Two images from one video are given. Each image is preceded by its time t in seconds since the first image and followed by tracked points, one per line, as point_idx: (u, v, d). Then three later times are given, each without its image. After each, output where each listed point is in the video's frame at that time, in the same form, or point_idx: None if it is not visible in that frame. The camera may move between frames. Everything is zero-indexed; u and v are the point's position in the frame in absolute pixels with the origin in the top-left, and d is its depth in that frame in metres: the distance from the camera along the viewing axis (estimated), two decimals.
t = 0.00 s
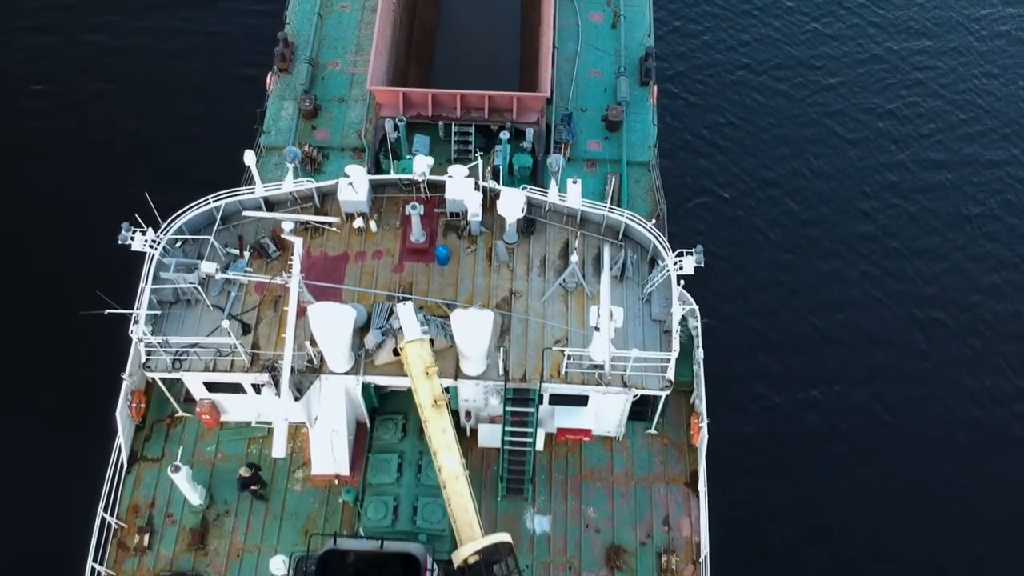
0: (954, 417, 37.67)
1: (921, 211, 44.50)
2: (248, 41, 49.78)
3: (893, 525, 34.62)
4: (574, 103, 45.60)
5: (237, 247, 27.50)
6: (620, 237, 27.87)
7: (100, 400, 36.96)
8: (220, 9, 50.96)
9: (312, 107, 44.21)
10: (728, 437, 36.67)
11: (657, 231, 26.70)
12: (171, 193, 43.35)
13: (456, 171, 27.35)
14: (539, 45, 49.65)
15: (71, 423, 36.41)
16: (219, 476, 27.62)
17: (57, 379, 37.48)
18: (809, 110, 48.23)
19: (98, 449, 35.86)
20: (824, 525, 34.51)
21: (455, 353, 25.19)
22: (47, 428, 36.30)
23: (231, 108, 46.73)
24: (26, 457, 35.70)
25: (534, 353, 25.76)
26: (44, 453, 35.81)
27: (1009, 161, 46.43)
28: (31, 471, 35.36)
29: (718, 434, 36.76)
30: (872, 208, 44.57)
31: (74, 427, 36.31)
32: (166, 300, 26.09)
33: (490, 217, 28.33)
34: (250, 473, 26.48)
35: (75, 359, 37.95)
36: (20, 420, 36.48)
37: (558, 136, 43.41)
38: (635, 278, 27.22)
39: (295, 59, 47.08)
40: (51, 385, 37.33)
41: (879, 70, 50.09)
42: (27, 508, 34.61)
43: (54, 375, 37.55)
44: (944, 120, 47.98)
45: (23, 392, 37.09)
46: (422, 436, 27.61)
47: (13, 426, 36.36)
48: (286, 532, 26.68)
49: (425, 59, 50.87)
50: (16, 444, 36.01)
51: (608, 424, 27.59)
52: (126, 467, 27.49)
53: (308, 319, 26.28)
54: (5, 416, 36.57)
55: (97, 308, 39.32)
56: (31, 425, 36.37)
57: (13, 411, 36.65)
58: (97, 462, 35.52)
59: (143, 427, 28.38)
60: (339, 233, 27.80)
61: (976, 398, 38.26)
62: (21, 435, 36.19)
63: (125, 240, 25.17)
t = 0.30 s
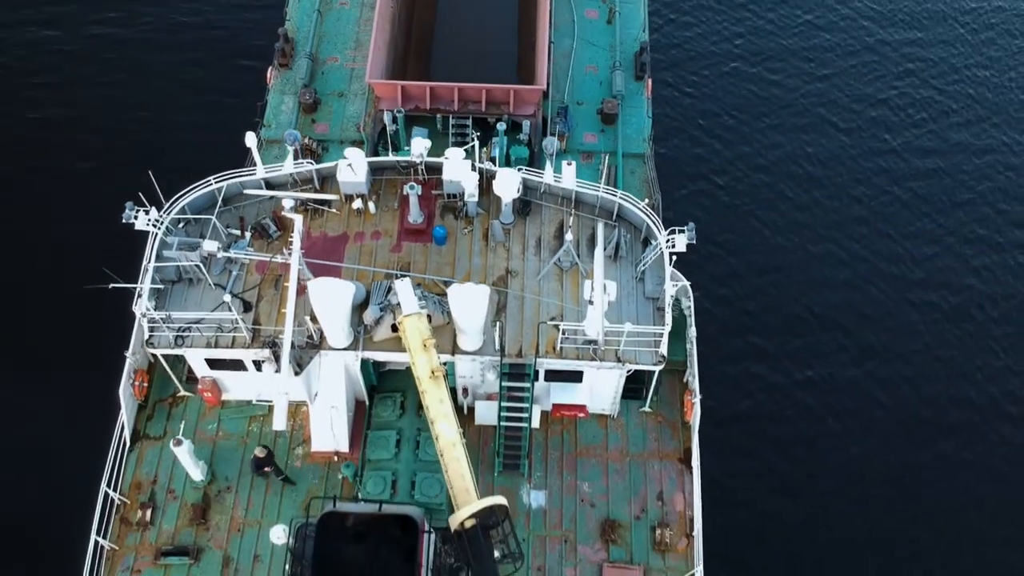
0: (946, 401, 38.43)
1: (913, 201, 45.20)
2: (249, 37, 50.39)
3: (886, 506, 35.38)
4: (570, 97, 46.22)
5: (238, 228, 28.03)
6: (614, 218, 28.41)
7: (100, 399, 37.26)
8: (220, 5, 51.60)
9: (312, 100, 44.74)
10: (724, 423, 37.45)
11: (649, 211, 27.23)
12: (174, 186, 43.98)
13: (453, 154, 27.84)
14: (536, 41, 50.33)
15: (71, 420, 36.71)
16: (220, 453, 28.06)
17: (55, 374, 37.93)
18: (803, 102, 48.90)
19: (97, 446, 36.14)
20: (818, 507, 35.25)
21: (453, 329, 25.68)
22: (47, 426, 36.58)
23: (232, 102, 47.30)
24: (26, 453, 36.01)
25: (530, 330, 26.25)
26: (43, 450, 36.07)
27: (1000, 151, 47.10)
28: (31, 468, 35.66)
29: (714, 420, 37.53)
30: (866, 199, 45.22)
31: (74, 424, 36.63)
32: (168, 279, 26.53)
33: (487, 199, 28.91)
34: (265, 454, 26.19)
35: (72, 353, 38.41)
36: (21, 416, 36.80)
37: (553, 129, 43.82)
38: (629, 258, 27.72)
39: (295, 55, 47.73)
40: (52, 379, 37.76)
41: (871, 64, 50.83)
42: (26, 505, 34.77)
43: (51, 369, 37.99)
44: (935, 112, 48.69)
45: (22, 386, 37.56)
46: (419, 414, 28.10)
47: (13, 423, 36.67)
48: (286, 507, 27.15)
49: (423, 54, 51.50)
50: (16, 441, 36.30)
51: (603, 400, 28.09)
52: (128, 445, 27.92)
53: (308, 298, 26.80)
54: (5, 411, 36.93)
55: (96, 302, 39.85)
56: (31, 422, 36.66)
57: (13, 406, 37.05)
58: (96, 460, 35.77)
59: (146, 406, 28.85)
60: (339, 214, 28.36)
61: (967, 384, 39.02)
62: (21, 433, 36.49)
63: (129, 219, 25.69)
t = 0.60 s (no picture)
0: (940, 386, 39.10)
1: (907, 192, 45.90)
2: (249, 34, 51.07)
3: (880, 489, 36.12)
4: (566, 91, 46.91)
5: (240, 211, 28.61)
6: (608, 201, 29.00)
7: (99, 402, 37.62)
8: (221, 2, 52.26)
9: (312, 95, 45.37)
10: (721, 409, 38.12)
11: (643, 194, 27.83)
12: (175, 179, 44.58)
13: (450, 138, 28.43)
14: (532, 38, 51.04)
15: (70, 422, 37.08)
16: (222, 432, 28.55)
17: (57, 370, 38.43)
18: (797, 97, 49.59)
19: (96, 446, 36.49)
20: (812, 490, 35.85)
21: (451, 307, 26.23)
22: (47, 426, 36.97)
23: (233, 97, 47.97)
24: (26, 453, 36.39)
25: (525, 308, 26.80)
26: (43, 452, 36.43)
27: (991, 143, 47.85)
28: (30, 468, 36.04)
29: (711, 406, 38.21)
30: (860, 190, 45.85)
31: (73, 426, 37.00)
32: (172, 260, 27.08)
33: (483, 183, 29.52)
34: (279, 434, 27.07)
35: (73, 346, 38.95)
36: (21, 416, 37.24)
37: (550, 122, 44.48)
38: (623, 239, 28.31)
39: (296, 52, 48.41)
40: (53, 378, 38.24)
41: (863, 59, 51.56)
42: (26, 505, 35.09)
43: (52, 363, 38.59)
44: (927, 105, 49.42)
45: (23, 382, 38.12)
46: (417, 392, 28.70)
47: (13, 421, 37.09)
48: (287, 484, 27.65)
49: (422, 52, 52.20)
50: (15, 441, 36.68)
51: (597, 378, 28.64)
52: (132, 424, 28.42)
53: (308, 278, 27.37)
54: (7, 409, 37.40)
55: (94, 296, 40.36)
56: (30, 423, 37.05)
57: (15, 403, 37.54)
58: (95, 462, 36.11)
59: (149, 387, 29.35)
60: (338, 197, 28.96)
61: (960, 369, 39.73)
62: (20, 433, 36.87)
63: (133, 200, 26.24)
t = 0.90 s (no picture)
0: (933, 374, 39.63)
1: (899, 186, 46.59)
2: (250, 33, 51.80)
3: (876, 474, 36.52)
4: (562, 88, 47.64)
5: (242, 196, 29.24)
6: (602, 186, 29.61)
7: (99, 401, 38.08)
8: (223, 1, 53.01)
9: (311, 92, 46.06)
10: (718, 397, 38.57)
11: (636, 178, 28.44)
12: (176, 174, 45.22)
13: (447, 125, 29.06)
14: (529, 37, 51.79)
15: (70, 421, 37.53)
16: (224, 414, 29.04)
17: (58, 369, 38.92)
18: (789, 94, 50.38)
19: (96, 445, 36.95)
20: (805, 475, 36.38)
21: (448, 287, 26.80)
22: (47, 425, 37.42)
23: (233, 94, 48.66)
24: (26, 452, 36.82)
25: (521, 289, 27.38)
26: (43, 451, 36.89)
27: (982, 138, 48.61)
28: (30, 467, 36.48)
29: (708, 394, 38.69)
30: (852, 184, 46.59)
31: (73, 426, 37.45)
32: (175, 243, 27.67)
33: (480, 169, 30.16)
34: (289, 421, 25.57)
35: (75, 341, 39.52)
36: (22, 415, 37.67)
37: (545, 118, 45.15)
38: (616, 224, 28.91)
39: (296, 50, 49.13)
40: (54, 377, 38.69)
41: (855, 57, 52.39)
42: (26, 506, 35.48)
43: (52, 362, 39.07)
44: (918, 101, 50.24)
45: (25, 380, 38.60)
46: (415, 373, 29.29)
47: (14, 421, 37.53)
48: (287, 463, 28.16)
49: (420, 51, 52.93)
50: (16, 441, 37.11)
51: (592, 359, 29.19)
52: (135, 406, 28.91)
53: (308, 261, 27.96)
54: (9, 408, 37.85)
55: (97, 289, 40.97)
56: (31, 424, 37.46)
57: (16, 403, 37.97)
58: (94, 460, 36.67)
59: (152, 370, 29.90)
60: (338, 182, 29.61)
61: (953, 357, 40.29)
62: (20, 433, 37.30)
63: (137, 183, 26.84)
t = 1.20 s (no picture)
0: (924, 361, 40.35)
1: (890, 179, 47.39)
2: (249, 32, 52.46)
3: (869, 459, 37.14)
4: (557, 86, 48.31)
5: (243, 184, 29.89)
6: (596, 173, 30.25)
7: (99, 403, 38.29)
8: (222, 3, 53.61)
9: (311, 91, 46.76)
10: (712, 386, 39.21)
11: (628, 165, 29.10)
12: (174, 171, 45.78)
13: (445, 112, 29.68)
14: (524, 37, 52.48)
15: (68, 422, 37.66)
16: (225, 397, 29.55)
17: (57, 367, 39.23)
18: (781, 91, 51.15)
19: (94, 446, 37.06)
20: (795, 462, 36.98)
21: (445, 270, 27.43)
22: (45, 424, 37.55)
23: (232, 91, 49.22)
24: (23, 450, 36.97)
25: (516, 272, 28.01)
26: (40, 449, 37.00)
27: (971, 131, 49.52)
28: (27, 466, 36.61)
29: (701, 383, 39.31)
30: (844, 177, 47.35)
31: (71, 424, 37.61)
32: (178, 229, 28.30)
33: (476, 157, 30.83)
34: (301, 413, 26.55)
35: (77, 337, 39.96)
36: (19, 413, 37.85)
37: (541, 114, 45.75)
38: (610, 210, 29.56)
39: (296, 49, 49.78)
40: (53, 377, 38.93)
41: (845, 54, 53.26)
42: (25, 506, 35.57)
43: (53, 361, 39.42)
44: (908, 96, 51.11)
45: (24, 377, 38.86)
46: (413, 356, 29.88)
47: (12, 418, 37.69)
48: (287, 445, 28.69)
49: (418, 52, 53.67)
50: (13, 439, 37.26)
51: (586, 342, 29.79)
52: (137, 389, 29.42)
53: (308, 246, 28.60)
54: (6, 406, 38.02)
55: (99, 285, 41.52)
56: (28, 422, 37.60)
57: (14, 401, 38.16)
58: (92, 460, 36.80)
59: (154, 355, 30.43)
60: (337, 170, 30.25)
61: (943, 346, 40.94)
62: (17, 431, 37.45)
63: (141, 170, 27.45)
